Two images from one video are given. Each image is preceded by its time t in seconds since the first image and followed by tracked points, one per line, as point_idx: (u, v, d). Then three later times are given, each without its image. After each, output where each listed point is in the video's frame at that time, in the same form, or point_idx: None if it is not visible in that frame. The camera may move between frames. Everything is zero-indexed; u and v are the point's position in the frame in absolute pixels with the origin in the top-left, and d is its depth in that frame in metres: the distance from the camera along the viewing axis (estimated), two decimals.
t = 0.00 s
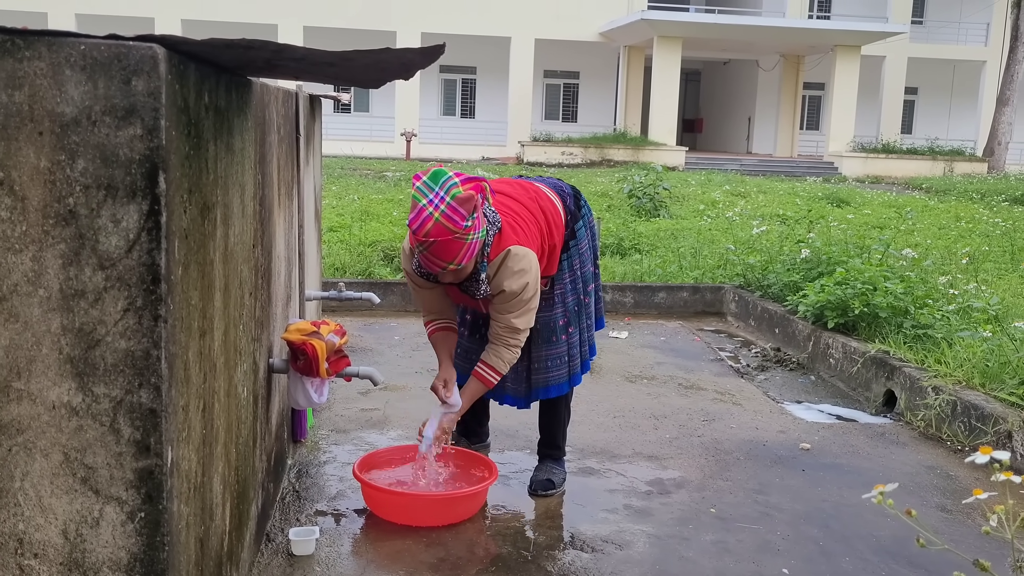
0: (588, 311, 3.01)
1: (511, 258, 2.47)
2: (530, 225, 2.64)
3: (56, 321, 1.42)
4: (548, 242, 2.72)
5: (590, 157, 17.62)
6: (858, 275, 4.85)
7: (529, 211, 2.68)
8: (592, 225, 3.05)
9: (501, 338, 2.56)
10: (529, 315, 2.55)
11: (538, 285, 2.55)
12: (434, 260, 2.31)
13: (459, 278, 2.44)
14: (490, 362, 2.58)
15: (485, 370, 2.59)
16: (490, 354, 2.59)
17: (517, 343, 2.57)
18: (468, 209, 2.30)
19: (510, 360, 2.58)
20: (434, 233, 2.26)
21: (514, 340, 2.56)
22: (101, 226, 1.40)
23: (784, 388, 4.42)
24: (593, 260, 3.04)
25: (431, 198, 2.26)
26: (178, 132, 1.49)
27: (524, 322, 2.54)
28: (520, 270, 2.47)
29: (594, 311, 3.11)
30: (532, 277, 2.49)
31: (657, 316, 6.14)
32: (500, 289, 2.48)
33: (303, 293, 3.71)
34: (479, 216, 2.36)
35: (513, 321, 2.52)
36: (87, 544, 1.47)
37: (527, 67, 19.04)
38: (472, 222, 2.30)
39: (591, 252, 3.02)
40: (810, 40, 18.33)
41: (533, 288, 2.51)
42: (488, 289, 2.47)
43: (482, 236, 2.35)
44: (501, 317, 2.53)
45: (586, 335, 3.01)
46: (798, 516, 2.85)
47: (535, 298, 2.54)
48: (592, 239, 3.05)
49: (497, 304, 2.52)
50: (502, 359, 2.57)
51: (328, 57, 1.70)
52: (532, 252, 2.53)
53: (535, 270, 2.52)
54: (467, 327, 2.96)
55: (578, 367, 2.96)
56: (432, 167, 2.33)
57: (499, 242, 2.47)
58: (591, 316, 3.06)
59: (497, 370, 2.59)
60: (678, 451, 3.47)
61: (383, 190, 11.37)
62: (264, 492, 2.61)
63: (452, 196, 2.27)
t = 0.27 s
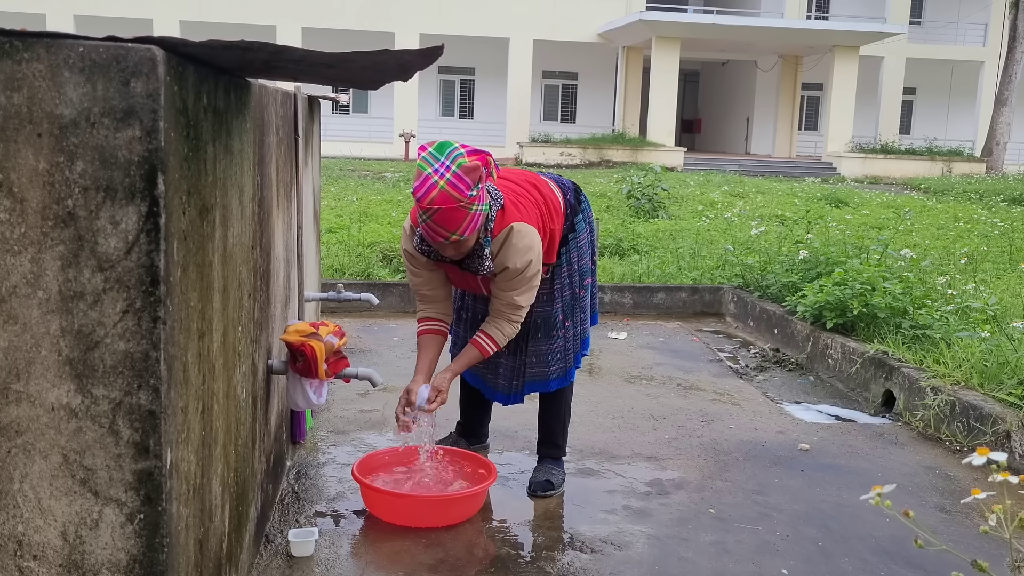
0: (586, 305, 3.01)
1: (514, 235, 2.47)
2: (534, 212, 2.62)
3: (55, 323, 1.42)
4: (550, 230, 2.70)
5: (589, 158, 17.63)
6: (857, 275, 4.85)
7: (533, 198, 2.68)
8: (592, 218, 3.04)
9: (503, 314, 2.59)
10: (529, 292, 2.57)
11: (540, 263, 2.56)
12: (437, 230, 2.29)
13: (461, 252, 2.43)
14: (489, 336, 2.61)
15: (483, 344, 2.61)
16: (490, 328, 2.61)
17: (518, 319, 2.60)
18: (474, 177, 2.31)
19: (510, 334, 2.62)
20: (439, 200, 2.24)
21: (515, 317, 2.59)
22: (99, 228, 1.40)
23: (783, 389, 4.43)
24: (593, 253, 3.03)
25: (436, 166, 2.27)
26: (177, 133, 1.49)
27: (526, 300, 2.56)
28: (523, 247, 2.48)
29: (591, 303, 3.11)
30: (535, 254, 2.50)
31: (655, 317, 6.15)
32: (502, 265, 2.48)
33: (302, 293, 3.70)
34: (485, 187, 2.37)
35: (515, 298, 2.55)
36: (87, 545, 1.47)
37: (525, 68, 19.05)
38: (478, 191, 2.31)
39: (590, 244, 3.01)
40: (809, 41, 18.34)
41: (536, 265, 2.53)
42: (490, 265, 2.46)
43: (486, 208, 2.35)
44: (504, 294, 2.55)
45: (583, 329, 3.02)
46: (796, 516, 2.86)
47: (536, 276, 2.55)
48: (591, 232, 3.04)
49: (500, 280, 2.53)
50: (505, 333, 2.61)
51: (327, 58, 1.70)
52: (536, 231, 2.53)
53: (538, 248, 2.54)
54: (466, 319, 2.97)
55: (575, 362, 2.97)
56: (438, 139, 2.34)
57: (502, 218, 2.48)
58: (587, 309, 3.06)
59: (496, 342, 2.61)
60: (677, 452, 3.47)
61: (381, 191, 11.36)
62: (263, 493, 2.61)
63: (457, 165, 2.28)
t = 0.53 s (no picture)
0: (585, 304, 3.01)
1: (522, 230, 2.48)
2: (538, 211, 2.62)
3: (55, 324, 1.42)
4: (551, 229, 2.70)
5: (588, 158, 17.64)
6: (857, 275, 4.85)
7: (537, 197, 2.68)
8: (592, 217, 3.05)
9: (504, 309, 2.59)
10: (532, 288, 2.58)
11: (544, 260, 2.57)
12: (450, 226, 2.30)
13: (469, 248, 2.44)
14: (487, 329, 2.62)
15: (482, 338, 2.62)
16: (490, 322, 2.62)
17: (518, 316, 2.60)
18: (485, 173, 2.32)
19: (508, 331, 2.62)
20: (454, 196, 2.26)
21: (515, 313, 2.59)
22: (99, 229, 1.40)
23: (783, 389, 4.43)
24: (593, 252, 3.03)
25: (449, 162, 2.29)
26: (176, 134, 1.49)
27: (527, 296, 2.56)
28: (529, 244, 2.49)
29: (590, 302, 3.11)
30: (539, 251, 2.52)
31: (655, 317, 6.15)
32: (510, 262, 2.49)
33: (302, 294, 3.70)
34: (495, 184, 2.39)
35: (516, 294, 2.55)
36: (87, 546, 1.47)
37: (525, 68, 19.06)
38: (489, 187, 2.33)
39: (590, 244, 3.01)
40: (808, 41, 18.34)
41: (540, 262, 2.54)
42: (497, 262, 2.47)
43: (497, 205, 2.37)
44: (505, 288, 2.54)
45: (582, 328, 3.02)
46: (796, 516, 2.86)
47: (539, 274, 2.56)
48: (591, 231, 3.04)
49: (505, 277, 2.53)
50: (502, 329, 2.61)
51: (327, 59, 1.70)
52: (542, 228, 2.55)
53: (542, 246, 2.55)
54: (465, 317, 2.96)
55: (574, 360, 2.97)
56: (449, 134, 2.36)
57: (511, 214, 2.49)
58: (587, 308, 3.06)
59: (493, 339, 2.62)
60: (676, 452, 3.47)
61: (380, 192, 11.36)
62: (263, 494, 2.61)
63: (470, 161, 2.30)
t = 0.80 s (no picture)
0: (584, 303, 3.01)
1: (535, 233, 2.49)
2: (545, 212, 2.62)
3: (54, 325, 1.42)
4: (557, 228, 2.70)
5: (587, 158, 17.65)
6: (856, 275, 4.85)
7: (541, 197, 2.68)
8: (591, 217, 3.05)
9: (512, 306, 2.62)
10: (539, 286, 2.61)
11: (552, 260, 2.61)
12: (469, 230, 2.33)
13: (484, 249, 2.46)
14: (496, 322, 2.65)
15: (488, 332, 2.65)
16: (497, 315, 2.66)
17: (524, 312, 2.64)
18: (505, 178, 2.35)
19: (516, 325, 2.66)
20: (476, 202, 2.29)
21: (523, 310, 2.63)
22: (98, 230, 1.40)
23: (782, 389, 4.43)
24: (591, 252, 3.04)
25: (471, 166, 2.32)
26: (175, 134, 1.49)
27: (535, 294, 2.59)
28: (540, 245, 2.51)
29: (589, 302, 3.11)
30: (549, 253, 2.54)
31: (654, 317, 6.15)
32: (521, 264, 2.51)
33: (301, 295, 3.69)
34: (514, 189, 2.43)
35: (526, 292, 2.57)
36: (86, 547, 1.47)
37: (524, 68, 19.06)
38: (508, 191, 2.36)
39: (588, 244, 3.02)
40: (808, 41, 18.35)
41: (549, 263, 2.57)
42: (509, 263, 2.50)
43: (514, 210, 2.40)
44: (514, 288, 2.57)
45: (581, 327, 3.02)
46: (795, 516, 2.86)
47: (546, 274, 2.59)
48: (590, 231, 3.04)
49: (514, 277, 2.55)
50: (511, 323, 2.65)
51: (326, 59, 1.70)
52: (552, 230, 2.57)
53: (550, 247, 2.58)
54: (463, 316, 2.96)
55: (573, 360, 2.98)
56: (468, 137, 2.39)
57: (524, 214, 2.50)
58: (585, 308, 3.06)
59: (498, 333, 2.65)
60: (676, 452, 3.47)
61: (380, 192, 11.36)
62: (262, 495, 2.60)
63: (492, 165, 2.33)
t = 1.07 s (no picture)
0: (582, 305, 3.01)
1: (545, 235, 2.52)
2: (550, 214, 2.63)
3: (55, 325, 1.42)
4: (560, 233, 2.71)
5: (587, 159, 17.66)
6: (856, 275, 4.85)
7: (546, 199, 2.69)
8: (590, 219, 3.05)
9: (513, 307, 2.62)
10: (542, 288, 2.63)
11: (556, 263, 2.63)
12: (489, 235, 2.35)
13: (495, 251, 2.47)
14: (495, 324, 2.65)
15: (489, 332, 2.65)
16: (497, 317, 2.66)
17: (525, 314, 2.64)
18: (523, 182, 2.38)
19: (515, 327, 2.66)
20: (497, 208, 2.30)
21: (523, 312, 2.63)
22: (98, 230, 1.40)
23: (782, 389, 4.43)
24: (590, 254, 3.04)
25: (491, 171, 2.34)
26: (176, 135, 1.49)
27: (537, 296, 2.60)
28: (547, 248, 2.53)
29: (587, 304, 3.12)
30: (555, 255, 2.56)
31: (654, 318, 6.16)
32: (529, 266, 2.53)
33: (301, 296, 3.70)
34: (531, 195, 2.46)
35: (528, 294, 2.58)
36: (86, 547, 1.47)
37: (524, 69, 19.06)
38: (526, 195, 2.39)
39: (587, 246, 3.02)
40: (807, 41, 18.36)
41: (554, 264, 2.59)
42: (520, 265, 2.51)
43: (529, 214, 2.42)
44: (518, 288, 2.58)
45: (579, 328, 3.02)
46: (795, 516, 2.86)
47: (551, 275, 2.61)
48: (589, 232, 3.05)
49: (520, 278, 2.56)
50: (510, 325, 2.65)
51: (326, 60, 1.70)
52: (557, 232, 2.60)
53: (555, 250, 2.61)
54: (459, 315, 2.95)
55: (573, 361, 2.98)
56: (486, 142, 2.40)
57: (534, 218, 2.52)
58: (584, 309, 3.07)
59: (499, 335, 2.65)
60: (676, 452, 3.47)
61: (380, 193, 11.37)
62: (262, 495, 2.60)
63: (513, 171, 2.35)
